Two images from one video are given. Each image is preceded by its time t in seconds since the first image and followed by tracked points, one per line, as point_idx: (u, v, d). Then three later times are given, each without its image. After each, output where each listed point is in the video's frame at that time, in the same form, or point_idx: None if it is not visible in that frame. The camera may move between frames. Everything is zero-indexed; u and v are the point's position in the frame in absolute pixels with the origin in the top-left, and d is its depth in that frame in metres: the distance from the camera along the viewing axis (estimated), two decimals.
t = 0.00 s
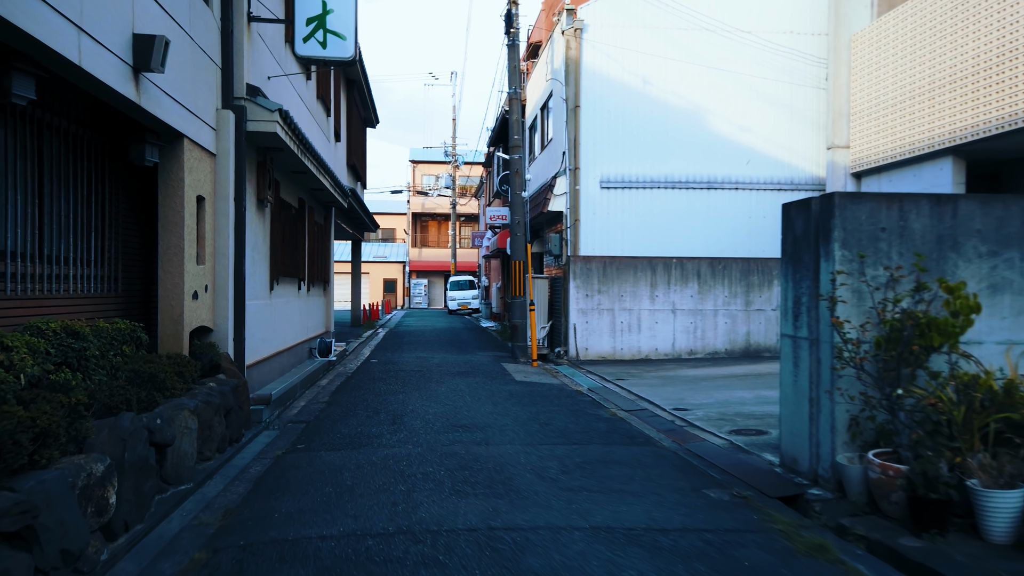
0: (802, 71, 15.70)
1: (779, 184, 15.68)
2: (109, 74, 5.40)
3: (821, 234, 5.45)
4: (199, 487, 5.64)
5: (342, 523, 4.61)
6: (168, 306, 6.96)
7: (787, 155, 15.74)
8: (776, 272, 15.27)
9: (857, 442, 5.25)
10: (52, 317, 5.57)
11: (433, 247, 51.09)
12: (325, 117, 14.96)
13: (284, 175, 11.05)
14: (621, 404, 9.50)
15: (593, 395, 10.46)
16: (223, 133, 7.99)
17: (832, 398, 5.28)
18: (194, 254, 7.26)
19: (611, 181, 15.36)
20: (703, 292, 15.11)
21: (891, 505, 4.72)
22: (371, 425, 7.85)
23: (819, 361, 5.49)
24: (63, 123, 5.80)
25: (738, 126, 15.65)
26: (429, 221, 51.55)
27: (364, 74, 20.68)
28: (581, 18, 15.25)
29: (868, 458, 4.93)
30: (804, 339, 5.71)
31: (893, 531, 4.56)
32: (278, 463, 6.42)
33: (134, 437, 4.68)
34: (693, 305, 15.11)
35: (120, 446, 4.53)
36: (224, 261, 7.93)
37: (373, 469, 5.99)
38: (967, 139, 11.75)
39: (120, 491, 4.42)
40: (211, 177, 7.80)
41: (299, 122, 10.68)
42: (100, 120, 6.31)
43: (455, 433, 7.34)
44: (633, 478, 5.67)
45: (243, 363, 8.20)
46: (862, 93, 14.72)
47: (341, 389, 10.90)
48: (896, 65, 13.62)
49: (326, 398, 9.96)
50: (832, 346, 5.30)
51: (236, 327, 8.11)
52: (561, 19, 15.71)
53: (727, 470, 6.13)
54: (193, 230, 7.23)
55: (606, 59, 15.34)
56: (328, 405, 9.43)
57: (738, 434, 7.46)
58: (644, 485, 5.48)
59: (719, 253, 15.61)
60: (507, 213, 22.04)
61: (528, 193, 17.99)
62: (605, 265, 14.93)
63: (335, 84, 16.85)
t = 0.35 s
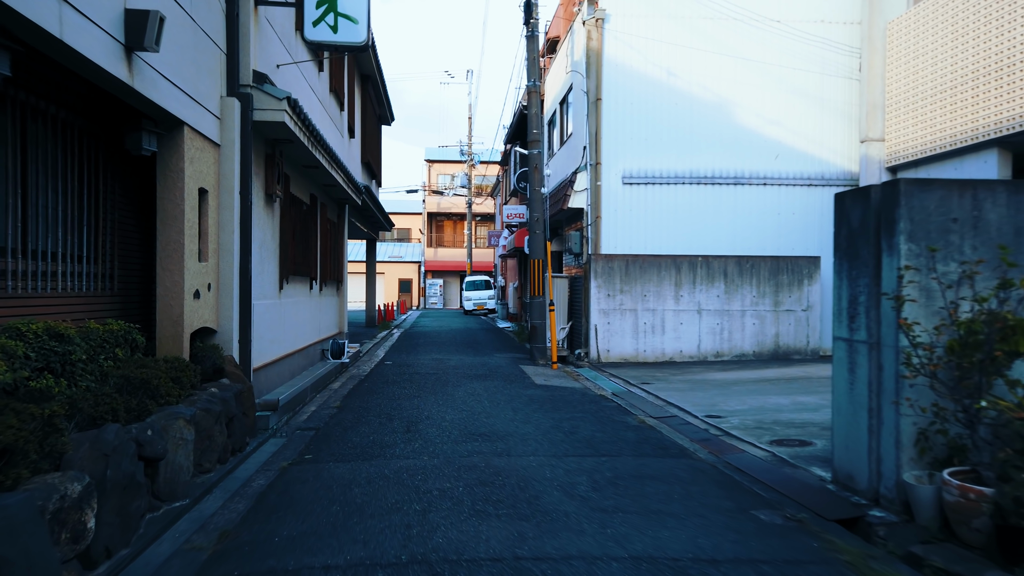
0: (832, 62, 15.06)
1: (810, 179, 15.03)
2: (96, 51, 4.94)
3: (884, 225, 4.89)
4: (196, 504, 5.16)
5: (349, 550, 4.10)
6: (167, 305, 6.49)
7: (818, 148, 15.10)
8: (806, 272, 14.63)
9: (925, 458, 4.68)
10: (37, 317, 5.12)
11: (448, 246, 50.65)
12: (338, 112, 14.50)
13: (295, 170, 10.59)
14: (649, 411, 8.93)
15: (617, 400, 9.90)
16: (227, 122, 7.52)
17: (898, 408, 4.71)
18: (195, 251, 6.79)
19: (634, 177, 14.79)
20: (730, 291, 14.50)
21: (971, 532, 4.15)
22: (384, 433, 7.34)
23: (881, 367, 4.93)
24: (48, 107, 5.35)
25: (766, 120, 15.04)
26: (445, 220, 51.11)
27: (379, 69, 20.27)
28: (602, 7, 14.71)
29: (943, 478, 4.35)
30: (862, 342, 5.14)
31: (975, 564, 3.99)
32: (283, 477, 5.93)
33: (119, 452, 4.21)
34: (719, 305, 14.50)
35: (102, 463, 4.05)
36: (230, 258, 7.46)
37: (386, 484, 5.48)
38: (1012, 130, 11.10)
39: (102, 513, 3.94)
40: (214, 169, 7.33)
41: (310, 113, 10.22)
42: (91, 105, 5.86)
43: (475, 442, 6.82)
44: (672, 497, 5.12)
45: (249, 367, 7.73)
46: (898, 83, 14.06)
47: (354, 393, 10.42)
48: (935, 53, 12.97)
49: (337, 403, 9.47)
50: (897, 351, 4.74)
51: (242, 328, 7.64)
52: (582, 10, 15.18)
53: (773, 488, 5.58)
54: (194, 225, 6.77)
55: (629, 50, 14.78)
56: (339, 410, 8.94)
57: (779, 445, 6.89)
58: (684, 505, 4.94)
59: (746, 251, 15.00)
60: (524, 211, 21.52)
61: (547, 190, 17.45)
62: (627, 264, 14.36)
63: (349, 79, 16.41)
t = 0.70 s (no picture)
0: (859, 52, 14.45)
1: (836, 174, 14.42)
2: (72, 23, 4.46)
3: (953, 214, 4.33)
4: (181, 525, 4.65)
5: None
6: (157, 306, 5.98)
7: (844, 142, 14.49)
8: (832, 270, 14.02)
9: (1003, 479, 4.12)
10: (5, 318, 4.62)
11: (459, 246, 50.17)
12: (345, 106, 14.01)
13: (299, 163, 10.11)
14: (674, 418, 8.37)
15: (638, 405, 9.33)
16: (224, 109, 7.03)
17: (972, 422, 4.15)
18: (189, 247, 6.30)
19: (652, 172, 14.23)
20: (753, 291, 13.91)
21: None
22: (391, 443, 6.82)
23: (949, 375, 4.37)
24: (23, 87, 4.86)
25: (790, 112, 14.44)
26: (455, 220, 50.65)
27: (389, 64, 19.81)
28: None
29: None
30: (926, 347, 4.58)
31: None
32: (280, 493, 5.41)
33: (88, 471, 3.70)
34: (742, 305, 13.92)
35: (67, 485, 3.54)
36: (226, 256, 6.96)
37: (393, 502, 4.96)
38: None
39: (65, 543, 3.43)
40: (209, 159, 6.83)
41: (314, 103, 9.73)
42: (73, 86, 5.37)
43: (489, 454, 6.29)
44: (711, 521, 4.57)
45: (247, 371, 7.23)
46: (930, 73, 13.43)
47: (361, 397, 9.91)
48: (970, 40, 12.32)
49: (343, 409, 8.96)
50: (970, 358, 4.18)
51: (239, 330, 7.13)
52: None
53: (821, 508, 5.02)
54: (187, 218, 6.27)
55: (647, 40, 14.22)
56: (344, 417, 8.43)
57: (821, 458, 6.32)
58: (726, 529, 4.40)
59: (769, 249, 14.40)
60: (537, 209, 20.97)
61: (561, 187, 16.89)
62: (646, 262, 13.82)
63: (356, 72, 15.92)
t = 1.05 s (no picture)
0: (890, 42, 13.83)
1: (866, 169, 13.79)
2: None
3: None
4: (168, 557, 4.14)
5: None
6: (147, 310, 5.48)
7: (875, 136, 13.86)
8: (863, 270, 13.39)
9: None
10: None
11: (471, 246, 49.69)
12: (355, 101, 13.53)
13: (306, 158, 9.62)
14: (705, 429, 7.82)
15: (663, 414, 8.78)
16: (222, 98, 6.53)
17: None
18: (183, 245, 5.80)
19: (673, 168, 13.66)
20: (780, 292, 13.32)
21: None
22: (402, 459, 6.30)
23: None
24: None
25: (818, 105, 13.83)
26: (467, 219, 50.18)
27: (400, 59, 19.34)
28: None
29: None
30: (1010, 359, 4.01)
31: None
32: (279, 517, 4.88)
33: (51, 504, 3.21)
34: (768, 307, 13.33)
35: (23, 522, 3.04)
36: (225, 255, 6.46)
37: (403, 531, 4.43)
38: None
39: None
40: (207, 151, 6.33)
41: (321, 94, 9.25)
42: (52, 70, 4.88)
43: (508, 472, 5.75)
44: (764, 557, 4.02)
45: (248, 379, 6.73)
46: (967, 63, 12.77)
47: (371, 404, 9.41)
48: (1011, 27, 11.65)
49: (351, 418, 8.45)
50: None
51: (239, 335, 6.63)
52: None
53: (885, 539, 4.46)
54: (181, 215, 5.77)
55: (667, 31, 13.66)
56: (353, 426, 7.91)
57: (874, 477, 5.75)
58: (784, 568, 3.85)
59: (796, 248, 13.78)
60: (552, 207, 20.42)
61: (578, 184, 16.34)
62: (667, 262, 13.26)
63: (367, 67, 15.44)
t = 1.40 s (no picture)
0: (928, 28, 13.17)
1: (902, 162, 13.14)
2: None
3: None
4: None
5: None
6: (135, 309, 4.97)
7: (911, 128, 13.21)
8: (900, 268, 12.74)
9: None
10: None
11: (485, 246, 49.18)
12: (367, 93, 13.04)
13: (314, 149, 9.13)
14: (741, 438, 7.24)
15: (694, 421, 8.21)
16: (221, 80, 6.03)
17: None
18: (177, 238, 5.30)
19: (698, 161, 13.06)
20: (811, 291, 12.71)
21: None
22: (416, 471, 5.77)
23: None
24: None
25: (851, 95, 13.19)
26: (481, 219, 49.69)
27: (414, 53, 18.87)
28: None
29: None
30: None
31: None
32: (278, 541, 4.34)
33: None
34: (799, 307, 12.72)
35: None
36: (224, 250, 5.95)
37: (417, 560, 3.89)
38: None
39: None
40: (204, 137, 5.83)
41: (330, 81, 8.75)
42: (28, 42, 4.38)
43: (533, 489, 5.21)
44: None
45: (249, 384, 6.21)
46: (1011, 49, 12.09)
47: (383, 409, 8.89)
48: None
49: (361, 424, 7.93)
50: None
51: (240, 337, 6.12)
52: None
53: (968, 572, 3.89)
54: (175, 205, 5.27)
55: (692, 18, 13.08)
56: (363, 434, 7.39)
57: (939, 496, 5.16)
58: None
59: (828, 244, 13.14)
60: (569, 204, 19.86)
61: (598, 179, 15.77)
62: (693, 260, 12.69)
63: (380, 59, 14.95)
